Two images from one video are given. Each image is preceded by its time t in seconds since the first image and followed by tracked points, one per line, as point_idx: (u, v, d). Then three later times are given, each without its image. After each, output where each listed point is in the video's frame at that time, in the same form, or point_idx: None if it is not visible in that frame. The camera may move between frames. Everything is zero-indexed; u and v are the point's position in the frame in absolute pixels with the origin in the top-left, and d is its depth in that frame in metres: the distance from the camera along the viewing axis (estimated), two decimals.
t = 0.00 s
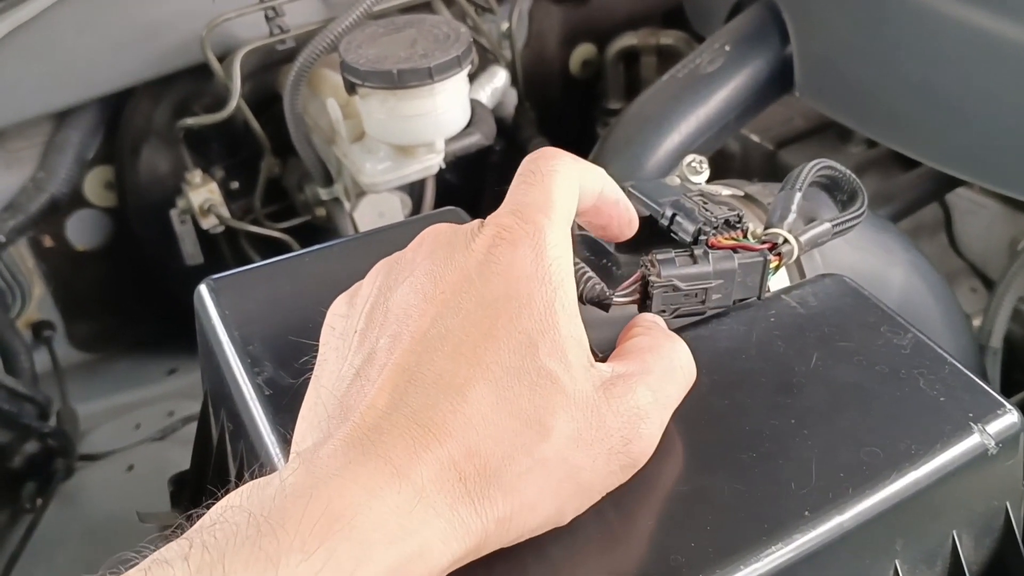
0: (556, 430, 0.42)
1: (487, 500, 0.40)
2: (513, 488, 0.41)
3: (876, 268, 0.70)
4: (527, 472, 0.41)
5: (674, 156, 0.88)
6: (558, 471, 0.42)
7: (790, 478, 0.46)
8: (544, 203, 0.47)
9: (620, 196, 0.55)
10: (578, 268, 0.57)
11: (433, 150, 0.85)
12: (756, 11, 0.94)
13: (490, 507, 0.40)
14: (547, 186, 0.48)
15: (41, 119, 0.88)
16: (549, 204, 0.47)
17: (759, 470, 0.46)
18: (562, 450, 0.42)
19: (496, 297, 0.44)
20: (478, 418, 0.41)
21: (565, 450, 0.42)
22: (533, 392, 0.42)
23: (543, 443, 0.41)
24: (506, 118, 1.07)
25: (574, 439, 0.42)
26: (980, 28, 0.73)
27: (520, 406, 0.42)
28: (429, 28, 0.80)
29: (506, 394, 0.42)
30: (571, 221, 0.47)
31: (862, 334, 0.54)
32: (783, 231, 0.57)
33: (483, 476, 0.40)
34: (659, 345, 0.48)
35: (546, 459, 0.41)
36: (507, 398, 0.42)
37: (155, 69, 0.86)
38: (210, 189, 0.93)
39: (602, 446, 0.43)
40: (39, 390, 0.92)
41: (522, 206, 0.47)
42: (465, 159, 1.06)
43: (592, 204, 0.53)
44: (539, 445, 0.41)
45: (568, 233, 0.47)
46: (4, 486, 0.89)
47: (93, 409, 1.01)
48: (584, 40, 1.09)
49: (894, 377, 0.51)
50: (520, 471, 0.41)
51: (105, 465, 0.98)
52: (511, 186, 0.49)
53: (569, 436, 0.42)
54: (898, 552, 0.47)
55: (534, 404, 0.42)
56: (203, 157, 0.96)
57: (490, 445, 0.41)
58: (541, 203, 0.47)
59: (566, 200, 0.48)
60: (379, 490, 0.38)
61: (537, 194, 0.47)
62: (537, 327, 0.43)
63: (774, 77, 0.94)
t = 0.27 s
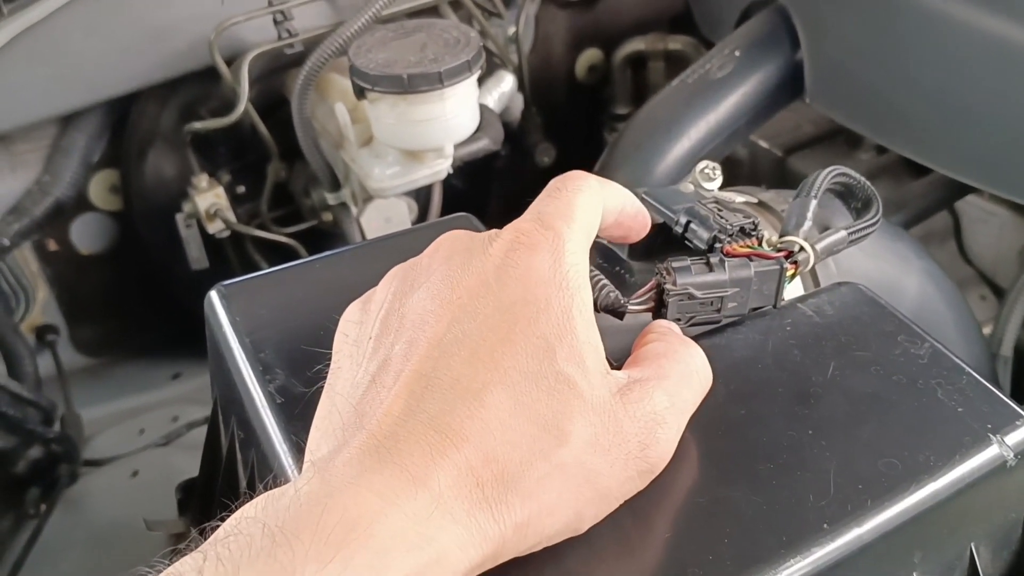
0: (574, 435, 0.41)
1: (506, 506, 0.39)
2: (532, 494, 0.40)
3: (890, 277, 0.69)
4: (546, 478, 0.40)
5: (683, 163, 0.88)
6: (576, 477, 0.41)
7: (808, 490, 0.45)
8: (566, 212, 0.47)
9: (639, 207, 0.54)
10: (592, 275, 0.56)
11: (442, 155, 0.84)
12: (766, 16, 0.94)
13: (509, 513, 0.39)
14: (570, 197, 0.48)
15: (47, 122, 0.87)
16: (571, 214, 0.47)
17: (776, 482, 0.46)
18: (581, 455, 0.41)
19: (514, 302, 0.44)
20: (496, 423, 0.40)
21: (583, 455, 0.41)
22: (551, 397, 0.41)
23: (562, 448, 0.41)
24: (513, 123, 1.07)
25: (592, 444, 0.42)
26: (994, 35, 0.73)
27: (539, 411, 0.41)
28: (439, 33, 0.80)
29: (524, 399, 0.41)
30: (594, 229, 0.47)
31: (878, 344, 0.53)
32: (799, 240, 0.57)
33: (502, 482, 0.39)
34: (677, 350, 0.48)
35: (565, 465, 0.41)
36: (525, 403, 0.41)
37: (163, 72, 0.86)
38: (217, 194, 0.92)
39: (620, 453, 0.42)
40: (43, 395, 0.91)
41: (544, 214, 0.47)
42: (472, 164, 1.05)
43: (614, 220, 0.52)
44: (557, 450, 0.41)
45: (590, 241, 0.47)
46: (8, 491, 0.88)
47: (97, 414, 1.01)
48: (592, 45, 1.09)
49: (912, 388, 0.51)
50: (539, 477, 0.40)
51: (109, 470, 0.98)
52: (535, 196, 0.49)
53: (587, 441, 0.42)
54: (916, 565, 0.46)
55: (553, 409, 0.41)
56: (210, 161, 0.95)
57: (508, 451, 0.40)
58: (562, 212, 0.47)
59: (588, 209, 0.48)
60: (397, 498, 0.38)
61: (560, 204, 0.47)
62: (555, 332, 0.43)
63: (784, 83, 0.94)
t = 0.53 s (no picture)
0: (572, 448, 0.41)
1: (502, 519, 0.39)
2: (528, 507, 0.40)
3: (889, 283, 0.69)
4: (544, 491, 0.40)
5: (682, 167, 0.88)
6: (573, 490, 0.41)
7: (805, 498, 0.45)
8: (570, 223, 0.47)
9: (661, 208, 0.54)
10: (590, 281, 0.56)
11: (440, 159, 0.84)
12: (766, 20, 0.94)
13: (505, 526, 0.39)
14: (578, 208, 0.47)
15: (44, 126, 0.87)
16: (577, 228, 0.46)
17: (773, 490, 0.45)
18: (579, 468, 0.41)
19: (513, 314, 0.43)
20: (494, 436, 0.40)
21: (581, 468, 0.41)
22: (550, 410, 0.41)
23: (560, 462, 0.41)
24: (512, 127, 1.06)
25: (590, 457, 0.41)
26: (993, 40, 0.73)
27: (537, 424, 0.41)
28: (437, 37, 0.80)
29: (523, 412, 0.41)
30: (601, 238, 0.47)
31: (877, 350, 0.53)
32: (797, 245, 0.56)
33: (499, 496, 0.39)
34: (674, 359, 0.47)
35: (562, 478, 0.40)
36: (524, 416, 0.41)
37: (160, 77, 0.85)
38: (214, 198, 0.92)
39: (618, 465, 0.42)
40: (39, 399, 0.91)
41: (547, 225, 0.47)
42: (471, 168, 1.05)
43: (635, 223, 0.52)
44: (555, 463, 0.40)
45: (594, 252, 0.47)
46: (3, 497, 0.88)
47: (93, 419, 1.00)
48: (591, 49, 1.09)
49: (910, 395, 0.50)
50: (536, 491, 0.40)
51: (105, 475, 0.97)
52: (545, 207, 0.49)
53: (585, 454, 0.41)
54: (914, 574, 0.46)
55: (551, 422, 0.41)
56: (207, 165, 0.95)
57: (506, 463, 0.40)
58: (566, 223, 0.47)
59: (597, 221, 0.47)
60: (393, 512, 0.37)
61: (565, 215, 0.47)
62: (554, 344, 0.43)
63: (784, 88, 0.93)
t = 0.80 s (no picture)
0: (575, 458, 0.41)
1: (506, 529, 0.39)
2: (532, 516, 0.40)
3: (887, 290, 0.69)
4: (547, 500, 0.40)
5: (681, 174, 0.88)
6: (575, 498, 0.41)
7: (803, 507, 0.45)
8: (574, 240, 0.47)
9: (650, 258, 0.54)
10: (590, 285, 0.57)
11: (439, 166, 0.84)
12: (764, 27, 0.94)
13: (509, 535, 0.39)
14: (584, 227, 0.48)
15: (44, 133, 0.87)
16: (581, 240, 0.47)
17: (772, 498, 0.46)
18: (581, 477, 0.41)
19: (517, 324, 0.44)
20: (499, 446, 0.40)
21: (582, 477, 0.41)
22: (554, 420, 0.41)
23: (563, 471, 0.41)
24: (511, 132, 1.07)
25: (591, 466, 0.42)
26: (991, 47, 0.73)
27: (541, 434, 0.41)
28: (436, 44, 0.80)
29: (527, 422, 0.41)
30: (604, 255, 0.48)
31: (875, 358, 0.53)
32: (795, 254, 0.57)
33: (503, 505, 0.39)
34: (660, 368, 0.47)
35: (565, 487, 0.41)
36: (528, 426, 0.41)
37: (160, 83, 0.86)
38: (214, 204, 0.93)
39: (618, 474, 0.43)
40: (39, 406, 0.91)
41: (551, 240, 0.47)
42: (470, 174, 1.05)
43: (626, 268, 0.53)
44: (558, 472, 0.41)
45: (597, 267, 0.47)
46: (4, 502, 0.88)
47: (93, 425, 1.00)
48: (590, 54, 1.09)
49: (908, 403, 0.50)
50: (539, 500, 0.40)
51: (105, 481, 0.97)
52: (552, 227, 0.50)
53: (587, 463, 0.42)
54: None
55: (555, 431, 0.41)
56: (207, 171, 0.95)
57: (510, 473, 0.40)
58: (572, 239, 0.47)
59: (600, 238, 0.48)
60: (399, 523, 0.37)
61: (572, 233, 0.48)
62: (558, 354, 0.43)
63: (782, 94, 0.94)
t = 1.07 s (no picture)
0: (581, 469, 0.41)
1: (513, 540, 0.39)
2: (538, 528, 0.40)
3: (889, 297, 0.69)
4: (553, 512, 0.41)
5: (682, 181, 0.88)
6: (580, 510, 0.41)
7: (807, 516, 0.45)
8: (580, 251, 0.47)
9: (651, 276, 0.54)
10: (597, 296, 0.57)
11: (442, 173, 0.84)
12: (766, 34, 0.94)
13: (516, 547, 0.39)
14: (591, 239, 0.48)
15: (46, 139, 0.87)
16: (587, 252, 0.47)
17: (776, 508, 0.46)
18: (587, 488, 0.42)
19: (525, 335, 0.44)
20: (506, 457, 0.40)
21: (588, 488, 0.42)
22: (561, 432, 0.41)
23: (569, 482, 0.41)
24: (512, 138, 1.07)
25: (597, 477, 0.42)
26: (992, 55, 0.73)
27: (548, 446, 0.41)
28: (438, 51, 0.80)
29: (535, 434, 0.41)
30: (609, 266, 0.48)
31: (878, 367, 0.53)
32: (798, 263, 0.57)
33: (510, 517, 0.39)
34: (663, 378, 0.47)
35: (571, 499, 0.41)
36: (535, 437, 0.41)
37: (163, 90, 0.86)
38: (216, 210, 0.92)
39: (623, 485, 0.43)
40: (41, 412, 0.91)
41: (558, 252, 0.48)
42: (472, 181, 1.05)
43: (629, 284, 0.53)
44: (564, 484, 0.41)
45: (602, 279, 0.47)
46: (6, 509, 0.89)
47: (95, 431, 1.01)
48: (591, 60, 1.09)
49: (911, 412, 0.50)
50: (545, 511, 0.40)
51: (107, 487, 0.97)
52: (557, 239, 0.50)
53: (593, 474, 0.42)
54: None
55: (562, 443, 0.41)
56: (209, 178, 0.95)
57: (518, 485, 0.40)
58: (578, 250, 0.47)
59: (605, 250, 0.48)
60: (407, 535, 0.37)
61: (577, 245, 0.48)
62: (565, 365, 0.43)
63: (783, 101, 0.94)
